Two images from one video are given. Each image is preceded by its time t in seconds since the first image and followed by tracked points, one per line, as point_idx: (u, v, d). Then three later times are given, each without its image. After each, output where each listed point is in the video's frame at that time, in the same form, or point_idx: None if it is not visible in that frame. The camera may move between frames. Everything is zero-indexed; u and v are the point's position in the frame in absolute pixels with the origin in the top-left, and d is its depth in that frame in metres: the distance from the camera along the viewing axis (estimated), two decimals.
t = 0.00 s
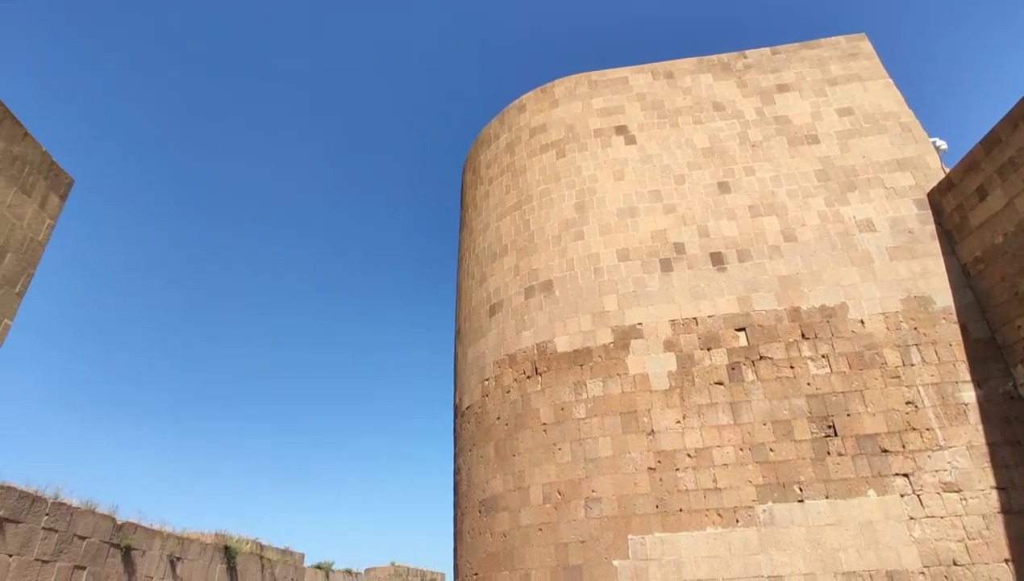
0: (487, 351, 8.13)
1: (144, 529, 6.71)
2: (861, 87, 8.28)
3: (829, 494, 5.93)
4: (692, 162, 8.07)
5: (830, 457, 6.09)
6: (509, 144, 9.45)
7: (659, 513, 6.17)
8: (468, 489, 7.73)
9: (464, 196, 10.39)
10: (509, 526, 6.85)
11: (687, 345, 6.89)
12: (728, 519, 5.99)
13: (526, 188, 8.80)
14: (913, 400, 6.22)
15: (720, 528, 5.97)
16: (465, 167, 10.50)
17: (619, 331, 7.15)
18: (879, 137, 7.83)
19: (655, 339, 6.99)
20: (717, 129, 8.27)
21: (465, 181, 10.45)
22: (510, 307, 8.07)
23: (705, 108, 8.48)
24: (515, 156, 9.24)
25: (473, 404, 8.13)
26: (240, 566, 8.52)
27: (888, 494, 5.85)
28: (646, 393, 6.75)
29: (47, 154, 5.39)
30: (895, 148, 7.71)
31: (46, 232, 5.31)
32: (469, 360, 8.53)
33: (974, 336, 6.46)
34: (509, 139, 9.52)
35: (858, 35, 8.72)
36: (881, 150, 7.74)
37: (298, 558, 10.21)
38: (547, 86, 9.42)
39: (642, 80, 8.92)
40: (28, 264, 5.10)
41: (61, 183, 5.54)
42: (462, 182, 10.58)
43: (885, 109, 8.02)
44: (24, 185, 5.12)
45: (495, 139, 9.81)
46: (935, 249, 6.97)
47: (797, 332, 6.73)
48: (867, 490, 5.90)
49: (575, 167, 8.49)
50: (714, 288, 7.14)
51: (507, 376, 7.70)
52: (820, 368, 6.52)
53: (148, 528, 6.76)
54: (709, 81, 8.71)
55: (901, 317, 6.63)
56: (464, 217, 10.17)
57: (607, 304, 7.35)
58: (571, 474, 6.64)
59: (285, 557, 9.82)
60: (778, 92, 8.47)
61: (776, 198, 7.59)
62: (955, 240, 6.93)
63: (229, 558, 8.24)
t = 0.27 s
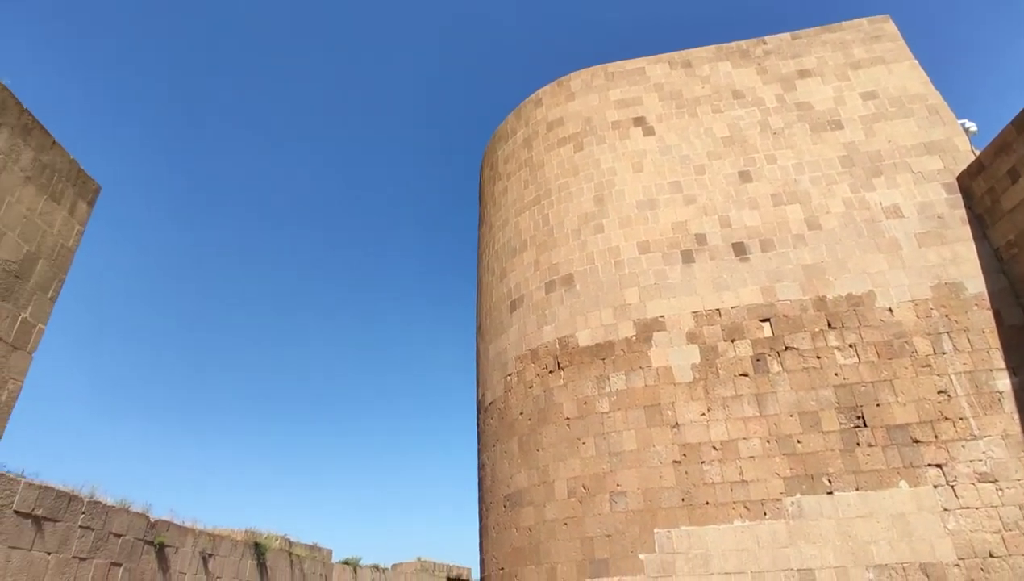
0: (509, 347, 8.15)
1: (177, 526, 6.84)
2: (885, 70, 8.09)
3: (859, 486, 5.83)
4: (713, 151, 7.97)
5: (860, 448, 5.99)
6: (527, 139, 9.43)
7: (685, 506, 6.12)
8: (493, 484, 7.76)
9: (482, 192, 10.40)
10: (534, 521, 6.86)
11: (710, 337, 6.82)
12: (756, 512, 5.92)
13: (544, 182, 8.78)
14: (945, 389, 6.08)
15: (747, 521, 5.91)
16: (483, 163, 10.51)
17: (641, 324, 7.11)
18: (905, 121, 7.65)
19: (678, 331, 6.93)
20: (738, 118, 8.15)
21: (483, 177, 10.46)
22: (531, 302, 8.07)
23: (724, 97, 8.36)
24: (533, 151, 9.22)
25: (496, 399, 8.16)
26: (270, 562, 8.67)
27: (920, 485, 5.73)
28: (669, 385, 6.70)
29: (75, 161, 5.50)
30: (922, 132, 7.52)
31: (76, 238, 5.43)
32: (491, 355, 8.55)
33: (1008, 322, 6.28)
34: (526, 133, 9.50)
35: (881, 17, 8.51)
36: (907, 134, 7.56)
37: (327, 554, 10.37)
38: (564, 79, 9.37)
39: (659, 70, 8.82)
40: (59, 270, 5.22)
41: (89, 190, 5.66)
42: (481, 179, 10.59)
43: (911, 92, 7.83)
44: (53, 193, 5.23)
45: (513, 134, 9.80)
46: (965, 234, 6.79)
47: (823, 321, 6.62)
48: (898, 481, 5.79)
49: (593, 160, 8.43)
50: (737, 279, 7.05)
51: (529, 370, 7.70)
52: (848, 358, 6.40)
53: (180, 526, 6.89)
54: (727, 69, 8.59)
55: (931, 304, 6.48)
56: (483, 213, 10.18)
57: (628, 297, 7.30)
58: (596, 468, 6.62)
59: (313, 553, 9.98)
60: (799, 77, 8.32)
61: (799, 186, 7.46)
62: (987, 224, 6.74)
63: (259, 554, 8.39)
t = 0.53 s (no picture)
0: (532, 342, 8.15)
1: (210, 523, 6.98)
2: (912, 51, 7.88)
3: (892, 478, 5.72)
4: (734, 140, 7.86)
5: (892, 439, 5.87)
6: (545, 133, 9.40)
7: (713, 500, 6.06)
8: (518, 480, 7.78)
9: (502, 188, 10.40)
10: (560, 515, 6.87)
11: (735, 329, 6.73)
12: (785, 505, 5.84)
13: (564, 177, 8.74)
14: (981, 378, 5.92)
15: (776, 514, 5.83)
16: (502, 159, 10.51)
17: (664, 317, 7.05)
18: (933, 103, 7.45)
19: (702, 324, 6.86)
20: (759, 105, 8.02)
21: (503, 173, 10.46)
22: (553, 296, 8.05)
23: (745, 85, 8.23)
24: (551, 145, 9.19)
25: (520, 395, 8.17)
26: (300, 558, 8.82)
27: (956, 476, 5.60)
28: (694, 378, 6.63)
29: (104, 169, 5.62)
30: (952, 114, 7.32)
31: (106, 244, 5.56)
32: (514, 351, 8.56)
33: None
34: (544, 128, 9.47)
35: None
36: (936, 117, 7.36)
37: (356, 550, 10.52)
38: (581, 72, 9.31)
39: (678, 59, 8.72)
40: (91, 275, 5.35)
41: (118, 196, 5.78)
42: (500, 174, 10.59)
43: (939, 73, 7.62)
44: (84, 200, 5.36)
45: (531, 129, 9.77)
46: (1000, 218, 6.59)
47: (851, 310, 6.50)
48: (933, 472, 5.66)
49: (613, 152, 8.37)
50: (762, 269, 6.95)
51: (552, 365, 7.69)
52: (878, 348, 6.27)
53: (213, 523, 7.03)
54: (748, 56, 8.45)
55: (964, 291, 6.31)
56: (503, 209, 10.18)
57: (651, 290, 7.25)
58: (622, 463, 6.59)
59: (342, 549, 10.13)
60: (823, 62, 8.15)
61: (824, 173, 7.32)
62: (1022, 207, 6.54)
63: (290, 551, 8.53)
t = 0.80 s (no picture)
0: (557, 337, 8.13)
1: (244, 520, 7.12)
2: (942, 30, 7.65)
3: (929, 469, 5.58)
4: (758, 128, 7.72)
5: (928, 430, 5.72)
6: (565, 127, 9.36)
7: (744, 493, 5.99)
8: (546, 475, 7.79)
9: (523, 183, 10.39)
10: (589, 510, 6.86)
11: (763, 319, 6.63)
12: (818, 498, 5.74)
13: (585, 170, 8.69)
14: (1021, 365, 5.74)
15: (809, 507, 5.73)
16: (523, 154, 10.49)
17: (690, 309, 6.97)
18: (966, 83, 7.22)
19: (729, 315, 6.77)
20: (783, 91, 7.87)
21: (524, 168, 10.44)
22: (577, 291, 8.02)
23: (769, 71, 8.08)
24: (572, 139, 9.14)
25: (545, 390, 8.16)
26: (332, 554, 8.96)
27: (996, 467, 5.43)
28: (722, 370, 6.55)
29: (134, 175, 5.75)
30: (987, 93, 7.08)
31: (138, 249, 5.69)
32: (539, 346, 8.56)
33: None
34: (564, 122, 9.42)
35: None
36: (969, 97, 7.13)
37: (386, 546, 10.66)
38: (600, 64, 9.24)
39: (699, 48, 8.59)
40: (124, 280, 5.49)
41: (147, 202, 5.91)
42: (521, 170, 10.58)
43: (972, 51, 7.38)
44: (115, 207, 5.49)
45: (551, 123, 9.73)
46: None
47: (884, 298, 6.35)
48: (972, 463, 5.51)
49: (634, 144, 8.30)
50: (789, 258, 6.83)
51: (578, 360, 7.67)
52: (912, 336, 6.12)
53: (247, 519, 7.17)
54: (771, 41, 8.29)
55: (1002, 276, 6.11)
56: (525, 204, 10.17)
57: (676, 282, 7.17)
58: (649, 456, 6.55)
59: (373, 545, 10.27)
60: (849, 45, 7.96)
61: (853, 158, 7.16)
62: None
63: (322, 547, 8.67)
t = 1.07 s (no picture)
0: (583, 330, 8.10)
1: (279, 516, 7.26)
2: (977, 4, 7.38)
3: (971, 458, 5.41)
4: (785, 113, 7.56)
5: (970, 418, 5.55)
6: (587, 119, 9.29)
7: (777, 484, 5.90)
8: (576, 468, 7.77)
9: (546, 177, 10.35)
10: (620, 503, 6.82)
11: (794, 308, 6.51)
12: (855, 489, 5.62)
13: (608, 161, 8.62)
14: None
15: (846, 498, 5.62)
16: (545, 148, 10.45)
17: (718, 299, 6.87)
18: (1003, 58, 6.96)
19: (759, 304, 6.66)
20: (810, 74, 7.69)
21: (546, 162, 10.41)
22: (603, 283, 7.97)
23: (794, 54, 7.90)
24: (594, 130, 9.07)
25: (573, 383, 8.14)
26: (365, 549, 9.08)
27: None
28: (753, 360, 6.45)
29: (164, 181, 5.87)
30: None
31: (170, 253, 5.82)
32: (566, 340, 8.53)
33: None
34: (586, 114, 9.35)
35: None
36: (1007, 72, 6.87)
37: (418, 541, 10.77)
38: (621, 54, 9.14)
39: (721, 33, 8.44)
40: (157, 284, 5.61)
41: (178, 207, 6.03)
42: (544, 164, 10.54)
43: (1009, 25, 7.11)
44: (147, 212, 5.61)
45: (573, 115, 9.67)
46: None
47: (920, 283, 6.17)
48: (1017, 451, 5.32)
49: (657, 134, 8.20)
50: (820, 245, 6.68)
51: (605, 353, 7.63)
52: (951, 321, 5.93)
53: (281, 516, 7.30)
54: (796, 23, 8.11)
55: None
56: (549, 198, 10.13)
57: (704, 272, 7.08)
58: (680, 449, 6.49)
59: (405, 540, 10.39)
60: (878, 24, 7.74)
61: (884, 140, 6.97)
62: None
63: (355, 542, 8.79)
